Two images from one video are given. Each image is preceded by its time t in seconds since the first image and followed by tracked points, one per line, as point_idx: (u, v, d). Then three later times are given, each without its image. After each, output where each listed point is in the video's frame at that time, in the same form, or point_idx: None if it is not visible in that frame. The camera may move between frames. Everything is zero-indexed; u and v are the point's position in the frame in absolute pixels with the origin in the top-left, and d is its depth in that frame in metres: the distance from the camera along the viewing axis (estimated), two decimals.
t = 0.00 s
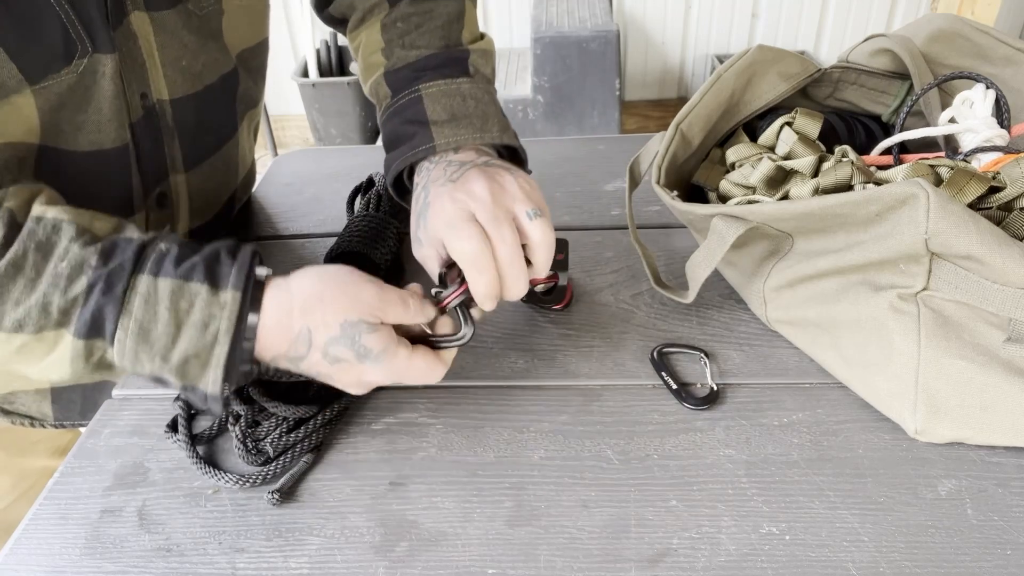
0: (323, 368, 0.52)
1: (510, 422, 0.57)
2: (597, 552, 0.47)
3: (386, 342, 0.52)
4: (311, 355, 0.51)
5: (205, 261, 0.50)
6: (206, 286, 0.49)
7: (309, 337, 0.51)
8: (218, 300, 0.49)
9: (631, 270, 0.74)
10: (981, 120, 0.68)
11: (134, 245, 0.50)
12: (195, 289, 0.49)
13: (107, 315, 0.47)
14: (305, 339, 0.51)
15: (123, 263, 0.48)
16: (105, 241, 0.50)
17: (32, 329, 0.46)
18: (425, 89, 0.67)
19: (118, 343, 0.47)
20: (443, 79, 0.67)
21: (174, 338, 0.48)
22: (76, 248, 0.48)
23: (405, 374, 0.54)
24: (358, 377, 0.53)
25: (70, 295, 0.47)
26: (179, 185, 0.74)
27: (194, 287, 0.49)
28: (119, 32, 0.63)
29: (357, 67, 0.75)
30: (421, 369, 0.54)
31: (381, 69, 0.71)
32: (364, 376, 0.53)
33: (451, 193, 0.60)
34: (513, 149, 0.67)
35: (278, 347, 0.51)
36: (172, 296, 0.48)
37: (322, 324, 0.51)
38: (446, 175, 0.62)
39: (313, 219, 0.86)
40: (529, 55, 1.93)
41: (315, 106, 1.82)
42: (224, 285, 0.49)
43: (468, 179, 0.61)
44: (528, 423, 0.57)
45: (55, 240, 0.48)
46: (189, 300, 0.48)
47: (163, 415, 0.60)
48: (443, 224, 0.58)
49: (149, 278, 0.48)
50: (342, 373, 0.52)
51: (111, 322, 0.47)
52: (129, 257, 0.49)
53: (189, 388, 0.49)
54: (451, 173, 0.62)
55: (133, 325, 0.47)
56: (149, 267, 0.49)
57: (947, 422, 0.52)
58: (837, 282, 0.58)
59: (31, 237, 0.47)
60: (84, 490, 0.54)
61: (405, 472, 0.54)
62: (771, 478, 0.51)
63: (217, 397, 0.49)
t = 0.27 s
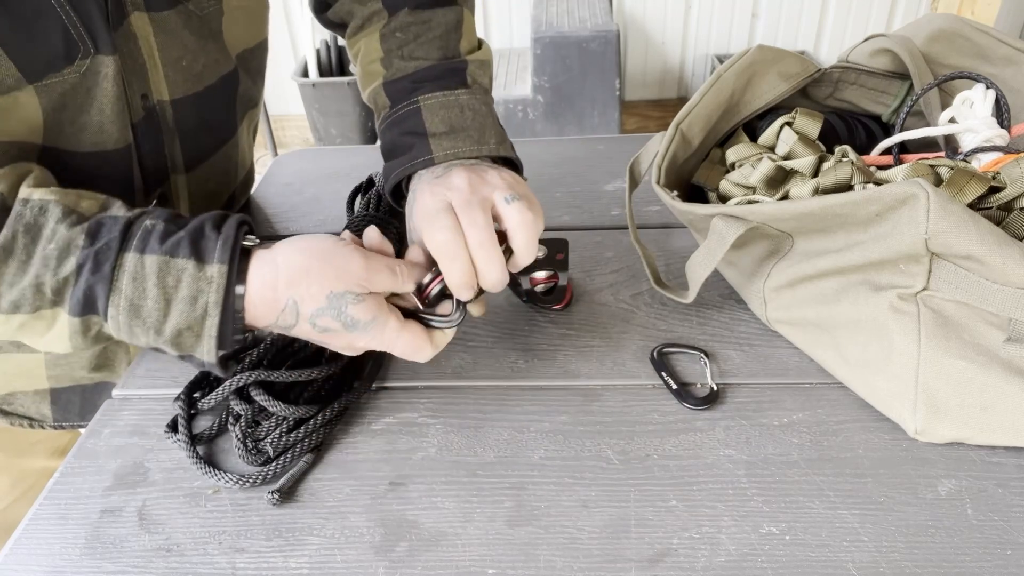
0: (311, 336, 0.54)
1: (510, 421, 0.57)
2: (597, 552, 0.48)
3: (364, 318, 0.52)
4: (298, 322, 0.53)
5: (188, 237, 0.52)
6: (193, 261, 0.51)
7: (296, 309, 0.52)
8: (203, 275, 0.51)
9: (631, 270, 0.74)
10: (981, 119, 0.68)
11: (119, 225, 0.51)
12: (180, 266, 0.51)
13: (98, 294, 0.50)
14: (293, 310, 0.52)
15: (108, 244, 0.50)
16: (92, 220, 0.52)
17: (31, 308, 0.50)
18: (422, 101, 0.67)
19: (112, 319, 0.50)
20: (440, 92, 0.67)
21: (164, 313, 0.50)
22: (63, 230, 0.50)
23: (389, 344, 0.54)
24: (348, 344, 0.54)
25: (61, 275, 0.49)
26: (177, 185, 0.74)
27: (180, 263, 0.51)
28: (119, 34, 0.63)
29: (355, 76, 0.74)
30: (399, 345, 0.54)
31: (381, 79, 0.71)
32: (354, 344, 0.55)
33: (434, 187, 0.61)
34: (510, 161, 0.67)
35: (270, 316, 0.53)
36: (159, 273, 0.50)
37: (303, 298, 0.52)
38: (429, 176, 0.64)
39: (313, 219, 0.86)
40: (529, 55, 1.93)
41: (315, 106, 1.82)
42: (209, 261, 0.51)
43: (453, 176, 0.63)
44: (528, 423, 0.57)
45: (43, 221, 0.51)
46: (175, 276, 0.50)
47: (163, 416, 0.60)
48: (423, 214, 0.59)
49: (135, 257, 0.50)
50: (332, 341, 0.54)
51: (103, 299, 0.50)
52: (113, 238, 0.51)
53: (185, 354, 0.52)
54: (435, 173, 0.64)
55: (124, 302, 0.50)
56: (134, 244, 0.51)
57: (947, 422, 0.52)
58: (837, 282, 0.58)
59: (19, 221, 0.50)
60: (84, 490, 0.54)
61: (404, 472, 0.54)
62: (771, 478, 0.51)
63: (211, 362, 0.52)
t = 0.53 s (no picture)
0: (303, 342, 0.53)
1: (510, 421, 0.57)
2: (597, 552, 0.47)
3: (350, 326, 0.51)
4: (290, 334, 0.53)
5: (178, 248, 0.51)
6: (180, 273, 0.51)
7: (280, 325, 0.52)
8: (190, 288, 0.51)
9: (631, 270, 0.74)
10: (981, 119, 0.68)
11: (109, 234, 0.52)
12: (167, 278, 0.51)
13: (85, 303, 0.50)
14: (279, 326, 0.52)
15: (96, 254, 0.50)
16: (82, 229, 0.52)
17: (17, 316, 0.50)
18: (432, 101, 0.67)
19: (99, 328, 0.50)
20: (449, 92, 0.67)
21: (151, 325, 0.50)
22: (53, 238, 0.50)
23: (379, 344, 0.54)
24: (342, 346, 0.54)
25: (49, 284, 0.50)
26: (179, 184, 0.74)
27: (167, 275, 0.51)
28: (120, 32, 0.62)
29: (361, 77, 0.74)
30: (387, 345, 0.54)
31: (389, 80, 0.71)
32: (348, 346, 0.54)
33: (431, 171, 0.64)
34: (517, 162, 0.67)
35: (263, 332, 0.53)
36: (147, 284, 0.50)
37: (290, 314, 0.51)
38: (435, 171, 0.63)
39: (313, 219, 0.86)
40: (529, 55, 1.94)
41: (315, 106, 1.82)
42: (196, 274, 0.51)
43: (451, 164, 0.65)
44: (528, 423, 0.57)
45: (33, 229, 0.51)
46: (163, 289, 0.50)
47: (164, 416, 0.60)
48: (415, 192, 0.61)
49: (123, 267, 0.50)
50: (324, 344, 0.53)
51: (89, 310, 0.50)
52: (102, 249, 0.51)
53: (172, 365, 0.52)
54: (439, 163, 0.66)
55: (111, 313, 0.50)
56: (124, 255, 0.51)
57: (947, 422, 0.52)
58: (838, 282, 0.58)
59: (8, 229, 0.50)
60: (84, 490, 0.54)
61: (405, 472, 0.54)
62: (771, 478, 0.51)
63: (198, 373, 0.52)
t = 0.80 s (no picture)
0: (388, 420, 0.48)
1: (510, 421, 0.57)
2: (597, 552, 0.48)
3: (431, 376, 0.47)
4: (371, 408, 0.47)
5: (271, 259, 0.47)
6: (271, 280, 0.45)
7: (362, 391, 0.47)
8: (281, 297, 0.45)
9: (630, 270, 0.74)
10: (981, 119, 0.68)
11: (202, 240, 0.46)
12: (261, 285, 0.45)
13: (172, 304, 0.43)
14: (355, 395, 0.47)
15: (191, 255, 0.45)
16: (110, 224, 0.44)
17: (99, 318, 0.42)
18: (476, 84, 0.64)
19: (181, 333, 0.43)
20: (490, 74, 0.65)
21: (235, 333, 0.44)
22: (149, 239, 0.45)
23: (448, 414, 0.48)
24: (417, 422, 0.49)
25: (138, 283, 0.43)
26: (179, 185, 0.74)
27: (261, 282, 0.45)
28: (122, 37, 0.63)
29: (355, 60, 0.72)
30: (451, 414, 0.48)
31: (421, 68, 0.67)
32: (419, 427, 0.49)
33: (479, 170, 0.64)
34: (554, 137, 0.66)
35: (335, 405, 0.49)
36: (241, 288, 0.45)
37: (361, 372, 0.46)
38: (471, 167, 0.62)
39: (313, 219, 0.86)
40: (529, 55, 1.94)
41: (315, 106, 1.82)
42: (290, 281, 0.46)
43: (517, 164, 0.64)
44: (528, 423, 0.57)
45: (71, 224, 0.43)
46: (255, 296, 0.45)
47: (164, 415, 0.60)
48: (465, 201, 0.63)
49: (217, 271, 0.45)
50: (401, 420, 0.48)
51: (177, 310, 0.43)
52: (201, 248, 0.45)
53: (241, 385, 0.45)
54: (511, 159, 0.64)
55: (200, 314, 0.44)
56: (217, 259, 0.45)
57: (947, 422, 0.52)
58: (837, 282, 0.58)
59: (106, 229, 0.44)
60: (84, 489, 0.54)
61: (404, 472, 0.54)
62: (771, 478, 0.51)
63: (268, 397, 0.45)
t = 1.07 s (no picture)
0: (491, 434, 0.51)
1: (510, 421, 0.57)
2: (597, 552, 0.47)
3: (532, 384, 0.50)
4: (476, 424, 0.50)
5: (374, 277, 0.50)
6: (379, 294, 0.48)
7: (470, 408, 0.50)
8: (386, 309, 0.48)
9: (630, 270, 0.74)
10: (981, 119, 0.68)
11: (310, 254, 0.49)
12: (366, 297, 0.48)
13: (286, 308, 0.45)
14: (461, 412, 0.50)
15: (304, 263, 0.47)
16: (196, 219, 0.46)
17: (211, 313, 0.43)
18: (543, 92, 0.66)
19: (291, 336, 0.45)
20: (553, 80, 0.67)
21: (343, 340, 0.46)
22: (260, 246, 0.47)
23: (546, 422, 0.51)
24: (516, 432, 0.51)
25: (255, 282, 0.45)
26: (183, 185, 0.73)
27: (366, 295, 0.48)
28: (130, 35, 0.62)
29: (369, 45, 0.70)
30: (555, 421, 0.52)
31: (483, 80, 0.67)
32: (519, 438, 0.52)
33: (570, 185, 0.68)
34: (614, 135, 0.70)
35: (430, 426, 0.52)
36: (348, 299, 0.47)
37: (464, 387, 0.50)
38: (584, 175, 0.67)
39: (313, 219, 0.86)
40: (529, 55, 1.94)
41: (315, 106, 1.82)
42: (394, 297, 0.49)
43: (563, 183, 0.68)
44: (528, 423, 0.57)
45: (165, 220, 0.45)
46: (360, 306, 0.47)
47: (163, 415, 0.60)
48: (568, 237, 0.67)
49: (328, 281, 0.47)
50: (509, 431, 0.51)
51: (292, 312, 0.45)
52: (310, 260, 0.48)
53: (341, 397, 0.46)
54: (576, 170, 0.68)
55: (310, 319, 0.45)
56: (328, 270, 0.48)
57: (947, 422, 0.52)
58: (837, 282, 0.58)
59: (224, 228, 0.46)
60: (84, 489, 0.54)
61: (404, 472, 0.54)
62: (771, 478, 0.51)
63: (366, 409, 0.47)
